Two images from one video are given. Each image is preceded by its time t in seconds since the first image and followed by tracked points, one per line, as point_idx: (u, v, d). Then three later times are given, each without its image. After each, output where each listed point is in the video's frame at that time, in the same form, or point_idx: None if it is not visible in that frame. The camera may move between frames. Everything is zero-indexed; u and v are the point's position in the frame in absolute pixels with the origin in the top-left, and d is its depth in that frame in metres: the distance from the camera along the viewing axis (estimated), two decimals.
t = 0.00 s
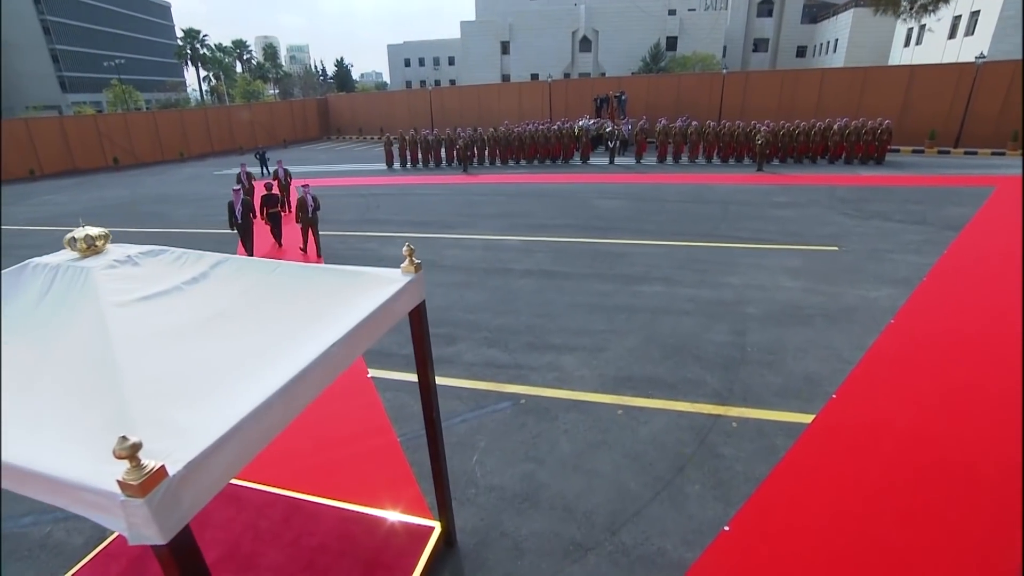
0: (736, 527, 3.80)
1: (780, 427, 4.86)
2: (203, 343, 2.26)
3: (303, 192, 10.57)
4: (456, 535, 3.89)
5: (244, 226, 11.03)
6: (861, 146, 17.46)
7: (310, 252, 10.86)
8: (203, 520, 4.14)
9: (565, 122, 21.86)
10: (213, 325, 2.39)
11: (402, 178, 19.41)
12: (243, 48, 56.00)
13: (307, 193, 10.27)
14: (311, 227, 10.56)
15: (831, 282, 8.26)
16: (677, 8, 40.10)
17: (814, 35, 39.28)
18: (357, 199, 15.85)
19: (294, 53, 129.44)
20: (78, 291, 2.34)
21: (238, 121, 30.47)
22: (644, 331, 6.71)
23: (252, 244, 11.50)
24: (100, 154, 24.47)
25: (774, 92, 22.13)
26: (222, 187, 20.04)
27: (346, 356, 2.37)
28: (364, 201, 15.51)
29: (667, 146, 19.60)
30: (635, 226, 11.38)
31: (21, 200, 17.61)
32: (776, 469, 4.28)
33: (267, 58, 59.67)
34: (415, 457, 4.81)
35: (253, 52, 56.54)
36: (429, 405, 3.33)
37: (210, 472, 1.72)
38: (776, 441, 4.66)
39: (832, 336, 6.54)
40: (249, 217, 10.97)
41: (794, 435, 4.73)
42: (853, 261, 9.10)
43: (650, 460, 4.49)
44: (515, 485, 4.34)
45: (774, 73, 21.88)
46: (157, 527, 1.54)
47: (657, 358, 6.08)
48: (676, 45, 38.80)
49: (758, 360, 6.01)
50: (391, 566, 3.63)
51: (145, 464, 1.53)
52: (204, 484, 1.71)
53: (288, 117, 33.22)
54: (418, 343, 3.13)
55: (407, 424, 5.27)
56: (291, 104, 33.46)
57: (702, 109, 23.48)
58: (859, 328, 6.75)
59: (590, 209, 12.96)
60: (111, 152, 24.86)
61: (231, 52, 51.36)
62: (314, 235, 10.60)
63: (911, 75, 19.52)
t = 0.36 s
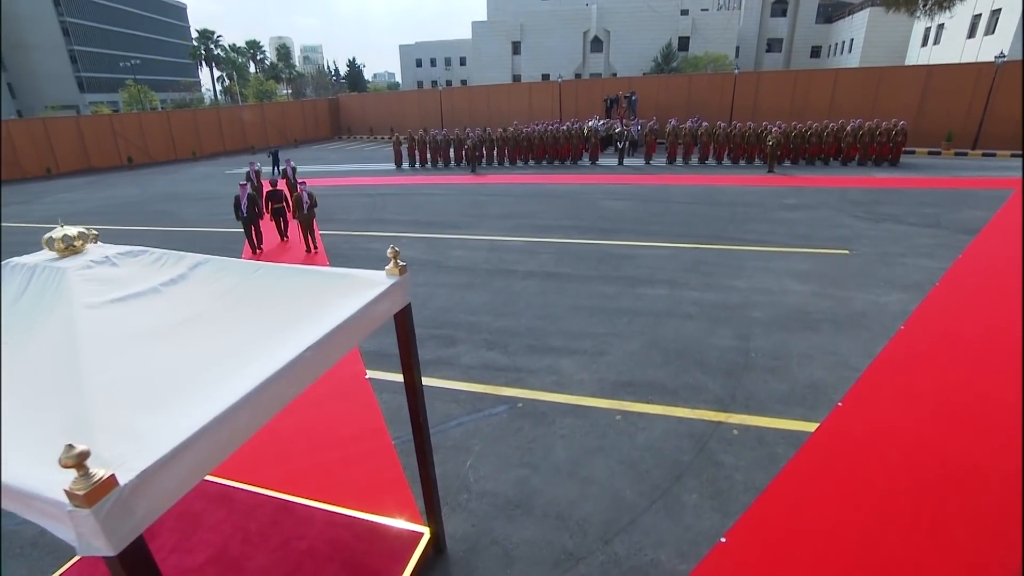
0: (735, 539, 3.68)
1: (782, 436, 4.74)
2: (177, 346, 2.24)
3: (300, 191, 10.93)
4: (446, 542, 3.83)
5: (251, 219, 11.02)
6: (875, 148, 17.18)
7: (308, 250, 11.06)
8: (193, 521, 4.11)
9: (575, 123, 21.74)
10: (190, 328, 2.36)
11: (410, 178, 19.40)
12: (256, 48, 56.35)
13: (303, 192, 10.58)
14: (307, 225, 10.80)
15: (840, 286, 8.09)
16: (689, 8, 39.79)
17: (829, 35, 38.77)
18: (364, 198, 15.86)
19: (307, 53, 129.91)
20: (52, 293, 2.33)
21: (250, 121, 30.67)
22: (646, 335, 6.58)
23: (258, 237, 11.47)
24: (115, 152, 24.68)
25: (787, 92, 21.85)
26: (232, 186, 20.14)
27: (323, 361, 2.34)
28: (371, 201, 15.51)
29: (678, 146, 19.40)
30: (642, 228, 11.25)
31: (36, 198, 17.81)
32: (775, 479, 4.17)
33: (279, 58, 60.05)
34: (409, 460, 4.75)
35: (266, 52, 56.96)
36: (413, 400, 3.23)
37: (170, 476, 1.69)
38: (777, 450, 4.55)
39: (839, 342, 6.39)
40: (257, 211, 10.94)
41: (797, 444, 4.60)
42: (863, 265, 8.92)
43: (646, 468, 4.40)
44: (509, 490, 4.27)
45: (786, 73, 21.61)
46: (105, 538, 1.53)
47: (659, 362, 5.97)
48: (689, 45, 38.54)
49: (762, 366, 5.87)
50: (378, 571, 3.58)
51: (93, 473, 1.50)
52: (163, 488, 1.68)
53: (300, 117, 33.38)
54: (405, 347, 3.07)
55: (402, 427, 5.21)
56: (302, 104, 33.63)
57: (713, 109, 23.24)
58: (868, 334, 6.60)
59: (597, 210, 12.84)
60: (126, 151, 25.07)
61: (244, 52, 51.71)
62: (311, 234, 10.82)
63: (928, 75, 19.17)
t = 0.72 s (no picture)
0: (725, 549, 3.61)
1: (777, 442, 4.64)
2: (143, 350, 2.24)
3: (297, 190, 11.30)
4: (430, 547, 3.76)
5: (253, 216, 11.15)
6: (881, 148, 17.01)
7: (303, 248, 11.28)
8: (176, 524, 4.05)
9: (578, 123, 21.64)
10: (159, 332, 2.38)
11: (412, 177, 19.37)
12: (263, 48, 56.52)
13: (299, 191, 10.91)
14: (302, 224, 11.07)
15: (842, 288, 7.98)
16: (695, 8, 39.57)
17: (836, 35, 38.50)
18: (366, 198, 15.83)
19: (315, 54, 130.21)
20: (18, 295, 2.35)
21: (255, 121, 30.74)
22: (643, 337, 6.49)
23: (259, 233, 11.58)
24: (121, 152, 24.75)
25: (792, 93, 21.68)
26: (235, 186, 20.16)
27: (290, 366, 2.31)
28: (373, 200, 15.48)
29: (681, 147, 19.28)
30: (643, 228, 11.14)
31: (40, 198, 17.87)
32: (769, 487, 4.07)
33: (286, 58, 60.25)
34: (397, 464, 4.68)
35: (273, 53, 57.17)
36: (393, 404, 3.18)
37: (117, 483, 1.69)
38: (772, 457, 4.45)
39: (839, 347, 6.27)
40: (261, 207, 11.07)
41: (792, 451, 4.50)
42: (866, 267, 8.79)
43: (637, 474, 4.31)
44: (496, 496, 4.20)
45: (792, 73, 21.44)
46: (42, 553, 1.52)
47: (654, 366, 5.86)
48: (694, 45, 38.39)
49: (760, 370, 5.76)
50: None
51: (30, 483, 1.49)
52: (109, 496, 1.68)
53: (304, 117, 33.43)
54: (383, 350, 3.02)
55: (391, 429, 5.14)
56: (307, 103, 33.70)
57: (717, 109, 23.10)
58: (869, 338, 6.48)
59: (598, 211, 12.75)
60: (132, 150, 25.14)
61: (251, 53, 51.85)
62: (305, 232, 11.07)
63: (936, 74, 18.95)
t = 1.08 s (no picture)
0: (709, 556, 3.53)
1: (767, 447, 4.56)
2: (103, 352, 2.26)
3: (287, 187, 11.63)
4: (410, 554, 3.70)
5: (249, 212, 11.37)
6: (881, 149, 16.93)
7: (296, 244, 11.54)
8: (155, 528, 3.98)
9: (577, 123, 21.56)
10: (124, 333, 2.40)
11: (410, 178, 19.32)
12: (264, 48, 56.50)
13: (290, 187, 11.20)
14: (295, 220, 11.33)
15: (838, 290, 7.89)
16: (696, 8, 39.47)
17: (837, 35, 38.43)
18: (362, 198, 15.76)
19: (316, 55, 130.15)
20: None
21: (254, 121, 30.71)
22: (634, 338, 6.40)
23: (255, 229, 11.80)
24: (120, 152, 24.72)
25: (792, 94, 21.58)
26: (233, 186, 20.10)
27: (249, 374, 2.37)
28: (369, 201, 15.42)
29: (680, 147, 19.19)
30: (639, 229, 11.06)
31: (38, 199, 17.83)
32: (756, 494, 4.00)
33: (287, 58, 60.24)
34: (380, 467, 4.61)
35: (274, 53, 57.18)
36: (367, 407, 3.12)
37: (57, 492, 1.76)
38: (761, 462, 4.37)
39: (834, 349, 6.18)
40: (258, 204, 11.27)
41: (781, 456, 4.42)
42: (863, 268, 8.71)
43: (623, 480, 4.23)
44: (479, 501, 4.13)
45: (792, 73, 21.35)
46: None
47: (645, 368, 5.78)
48: (695, 45, 38.32)
49: (752, 373, 5.68)
50: None
51: None
52: (49, 503, 1.74)
53: (304, 117, 33.38)
54: (356, 353, 2.94)
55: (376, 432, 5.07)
56: (307, 104, 33.67)
57: (717, 109, 23.02)
58: (863, 340, 6.39)
59: (595, 211, 12.67)
60: (131, 151, 25.12)
61: (251, 53, 51.82)
62: (298, 228, 11.30)
63: (936, 74, 18.85)
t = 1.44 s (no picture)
0: (692, 563, 3.48)
1: (754, 451, 4.49)
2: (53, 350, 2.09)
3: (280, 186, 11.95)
4: (387, 560, 3.64)
5: (241, 209, 11.61)
6: (878, 149, 16.88)
7: (287, 242, 11.75)
8: (131, 534, 3.91)
9: (574, 123, 21.48)
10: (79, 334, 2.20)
11: (406, 178, 19.25)
12: (263, 48, 56.40)
13: (280, 186, 11.52)
14: (284, 219, 11.59)
15: (830, 291, 7.83)
16: (695, 8, 39.38)
17: (835, 35, 38.41)
18: (357, 199, 15.69)
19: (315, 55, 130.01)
20: None
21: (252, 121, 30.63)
22: (623, 340, 6.34)
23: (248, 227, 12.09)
24: (117, 152, 24.68)
25: (790, 94, 21.51)
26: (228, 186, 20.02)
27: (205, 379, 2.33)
28: (364, 201, 15.36)
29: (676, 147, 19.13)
30: (633, 229, 11.00)
31: (32, 199, 17.73)
32: (741, 499, 3.94)
33: (286, 58, 60.13)
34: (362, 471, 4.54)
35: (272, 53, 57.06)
36: (337, 411, 3.06)
37: None
38: (747, 467, 4.31)
39: (824, 351, 6.12)
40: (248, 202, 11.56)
41: (768, 461, 4.36)
42: (856, 269, 8.64)
43: (607, 484, 4.17)
44: (459, 506, 4.07)
45: (789, 72, 21.29)
46: None
47: (633, 370, 5.70)
48: (693, 45, 38.26)
49: (741, 376, 5.61)
50: None
51: None
52: None
53: (302, 117, 33.30)
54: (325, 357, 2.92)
55: (359, 435, 5.00)
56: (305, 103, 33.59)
57: (714, 109, 22.96)
58: (854, 342, 6.33)
59: (590, 211, 12.60)
60: (128, 151, 25.03)
61: (250, 53, 51.72)
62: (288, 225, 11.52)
63: (933, 73, 18.78)
